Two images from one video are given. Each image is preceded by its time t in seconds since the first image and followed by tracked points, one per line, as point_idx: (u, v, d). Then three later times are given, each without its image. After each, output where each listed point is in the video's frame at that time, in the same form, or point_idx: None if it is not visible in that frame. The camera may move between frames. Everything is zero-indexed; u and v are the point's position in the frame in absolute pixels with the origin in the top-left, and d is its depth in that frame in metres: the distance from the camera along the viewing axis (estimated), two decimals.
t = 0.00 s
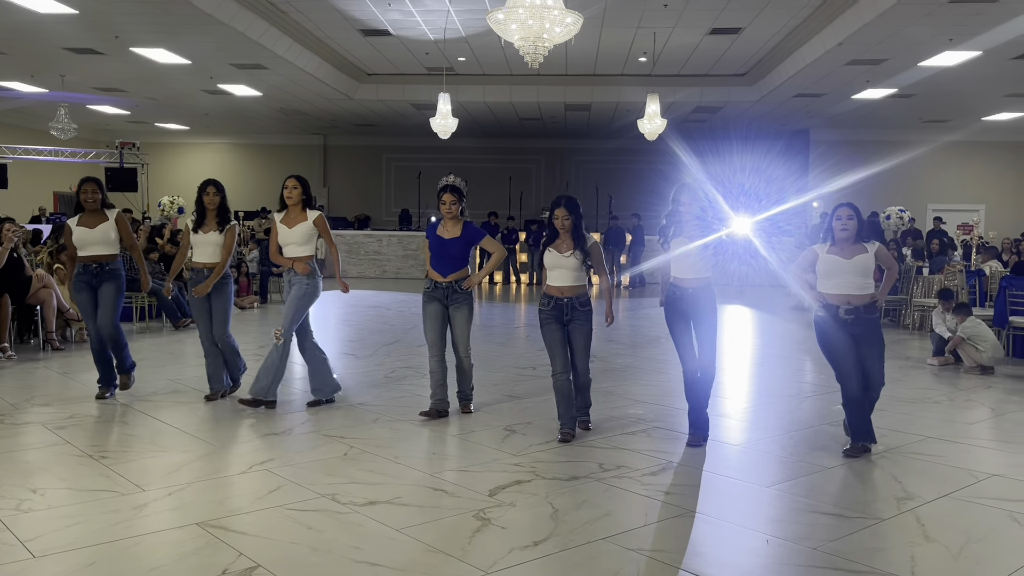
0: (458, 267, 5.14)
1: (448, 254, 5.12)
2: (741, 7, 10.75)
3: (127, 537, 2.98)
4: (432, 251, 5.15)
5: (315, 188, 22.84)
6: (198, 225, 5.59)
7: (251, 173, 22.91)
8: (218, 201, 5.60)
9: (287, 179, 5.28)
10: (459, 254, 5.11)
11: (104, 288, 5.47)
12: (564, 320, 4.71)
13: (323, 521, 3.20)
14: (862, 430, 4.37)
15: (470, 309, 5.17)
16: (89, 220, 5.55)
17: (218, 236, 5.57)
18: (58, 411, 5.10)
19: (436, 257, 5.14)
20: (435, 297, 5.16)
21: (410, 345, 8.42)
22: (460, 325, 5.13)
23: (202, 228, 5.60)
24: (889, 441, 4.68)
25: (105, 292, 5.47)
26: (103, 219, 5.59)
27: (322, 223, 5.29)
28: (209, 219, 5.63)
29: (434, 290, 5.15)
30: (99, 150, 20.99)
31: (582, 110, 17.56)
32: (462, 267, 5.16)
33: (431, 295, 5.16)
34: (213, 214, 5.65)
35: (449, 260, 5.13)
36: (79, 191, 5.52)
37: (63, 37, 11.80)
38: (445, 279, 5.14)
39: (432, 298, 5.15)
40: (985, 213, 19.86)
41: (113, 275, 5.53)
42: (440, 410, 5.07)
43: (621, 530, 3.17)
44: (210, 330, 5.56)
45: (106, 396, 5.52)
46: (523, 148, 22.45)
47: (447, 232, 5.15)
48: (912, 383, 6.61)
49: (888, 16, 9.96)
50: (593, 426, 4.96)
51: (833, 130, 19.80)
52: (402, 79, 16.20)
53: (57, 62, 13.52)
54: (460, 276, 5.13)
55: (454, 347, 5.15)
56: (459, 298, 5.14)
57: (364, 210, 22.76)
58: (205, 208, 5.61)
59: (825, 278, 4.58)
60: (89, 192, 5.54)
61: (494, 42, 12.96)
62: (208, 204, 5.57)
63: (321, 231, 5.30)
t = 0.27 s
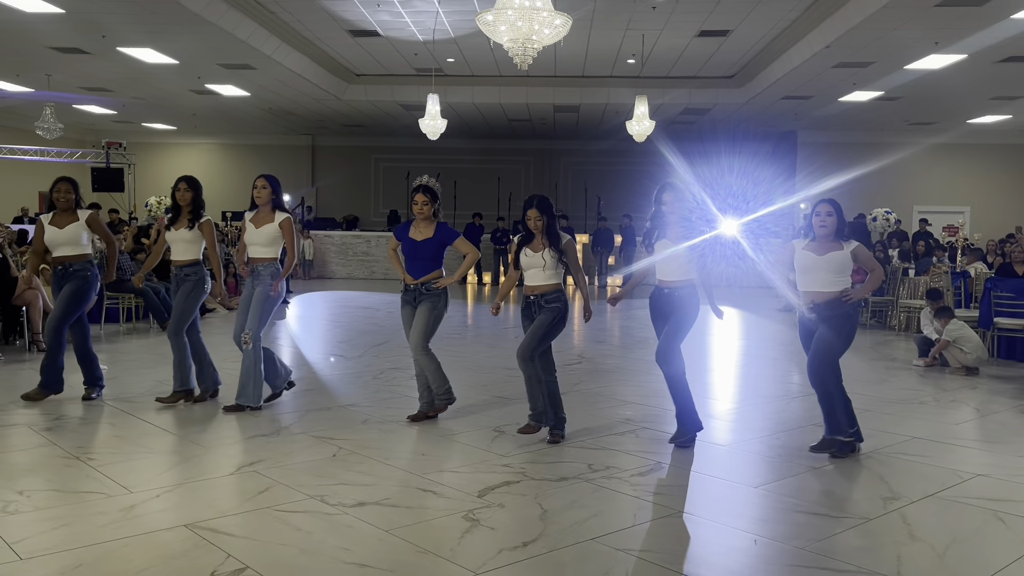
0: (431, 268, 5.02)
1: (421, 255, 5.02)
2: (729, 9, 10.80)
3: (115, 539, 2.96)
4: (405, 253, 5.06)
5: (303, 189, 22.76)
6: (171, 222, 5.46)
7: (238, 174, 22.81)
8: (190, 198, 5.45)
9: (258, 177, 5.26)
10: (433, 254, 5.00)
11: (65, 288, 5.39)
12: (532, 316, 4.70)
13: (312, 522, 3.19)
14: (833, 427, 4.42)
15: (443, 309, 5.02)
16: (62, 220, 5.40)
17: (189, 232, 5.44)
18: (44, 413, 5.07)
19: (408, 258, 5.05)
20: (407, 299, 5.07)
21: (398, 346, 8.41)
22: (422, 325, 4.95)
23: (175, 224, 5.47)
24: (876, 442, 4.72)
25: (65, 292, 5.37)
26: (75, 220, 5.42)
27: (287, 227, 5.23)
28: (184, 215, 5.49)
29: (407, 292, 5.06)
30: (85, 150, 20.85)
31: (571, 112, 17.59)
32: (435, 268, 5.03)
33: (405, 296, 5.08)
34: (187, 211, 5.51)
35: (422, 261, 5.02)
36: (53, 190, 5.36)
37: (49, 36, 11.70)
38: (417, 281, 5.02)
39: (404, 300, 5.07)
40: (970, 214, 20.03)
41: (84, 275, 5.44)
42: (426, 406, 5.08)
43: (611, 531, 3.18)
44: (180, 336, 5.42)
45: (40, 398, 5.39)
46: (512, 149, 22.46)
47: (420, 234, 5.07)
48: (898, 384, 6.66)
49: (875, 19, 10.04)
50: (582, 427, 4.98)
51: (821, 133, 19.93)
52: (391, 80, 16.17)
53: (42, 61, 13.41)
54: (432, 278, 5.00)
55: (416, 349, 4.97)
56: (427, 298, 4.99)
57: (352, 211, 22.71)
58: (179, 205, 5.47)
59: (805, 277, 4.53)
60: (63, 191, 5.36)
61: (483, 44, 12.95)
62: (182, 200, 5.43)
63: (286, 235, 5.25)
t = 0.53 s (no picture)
0: (401, 272, 4.90)
1: (391, 258, 4.90)
2: (720, 12, 10.84)
3: (104, 541, 2.95)
4: (377, 257, 4.95)
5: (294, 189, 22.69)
6: (148, 223, 5.41)
7: (229, 174, 22.73)
8: (168, 200, 5.33)
9: (235, 178, 5.24)
10: (403, 258, 4.88)
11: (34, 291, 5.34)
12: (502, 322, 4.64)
13: (302, 524, 3.19)
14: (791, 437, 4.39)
15: (408, 317, 4.91)
16: (28, 223, 5.32)
17: (162, 235, 5.39)
18: (31, 414, 5.03)
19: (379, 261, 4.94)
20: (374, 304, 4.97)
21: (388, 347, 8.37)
22: (383, 331, 4.84)
23: (152, 225, 5.41)
24: (866, 443, 4.74)
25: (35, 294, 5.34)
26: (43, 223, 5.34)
27: (263, 227, 5.19)
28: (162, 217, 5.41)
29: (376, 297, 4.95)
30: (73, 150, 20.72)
31: (562, 113, 17.62)
32: (405, 272, 4.91)
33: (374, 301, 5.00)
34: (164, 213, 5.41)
35: (393, 264, 4.90)
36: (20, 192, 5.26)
37: (37, 35, 11.65)
38: (387, 285, 4.91)
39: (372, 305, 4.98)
40: (959, 217, 20.16)
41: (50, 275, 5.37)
42: (378, 417, 4.92)
43: (602, 532, 3.18)
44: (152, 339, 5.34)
45: (24, 401, 5.36)
46: (504, 150, 22.46)
47: (392, 236, 4.95)
48: (888, 385, 6.69)
49: (864, 22, 10.11)
50: (572, 428, 4.99)
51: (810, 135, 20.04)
52: (382, 80, 16.15)
53: (31, 61, 13.34)
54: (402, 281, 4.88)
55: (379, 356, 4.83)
56: (392, 304, 4.87)
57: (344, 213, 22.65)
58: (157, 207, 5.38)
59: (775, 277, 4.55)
60: (32, 194, 5.25)
61: (474, 45, 12.97)
62: (159, 202, 5.33)
63: (260, 235, 5.20)
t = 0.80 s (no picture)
0: (382, 268, 4.93)
1: (371, 254, 4.91)
2: (714, 13, 10.85)
3: (97, 544, 2.93)
4: (358, 253, 4.96)
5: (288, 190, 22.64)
6: (134, 223, 5.41)
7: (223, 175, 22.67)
8: (156, 200, 5.38)
9: (224, 177, 5.24)
10: (382, 255, 4.90)
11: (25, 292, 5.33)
12: (486, 324, 4.65)
13: (297, 525, 3.18)
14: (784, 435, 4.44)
15: (393, 313, 4.93)
16: (14, 227, 5.31)
17: (148, 236, 5.38)
18: (25, 416, 5.02)
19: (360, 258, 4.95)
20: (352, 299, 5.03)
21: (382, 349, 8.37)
22: (373, 329, 4.85)
23: (137, 227, 5.41)
24: (860, 444, 4.76)
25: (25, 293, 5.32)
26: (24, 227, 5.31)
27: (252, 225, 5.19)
28: (148, 217, 5.43)
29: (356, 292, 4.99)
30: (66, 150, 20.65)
31: (557, 115, 17.63)
32: (386, 268, 4.94)
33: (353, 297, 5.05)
34: (152, 212, 5.44)
35: (373, 261, 4.92)
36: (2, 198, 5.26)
37: (31, 36, 11.61)
38: (369, 281, 4.93)
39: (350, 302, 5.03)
40: (952, 219, 20.25)
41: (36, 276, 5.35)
42: (373, 418, 4.92)
43: (597, 533, 3.19)
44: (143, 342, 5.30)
45: (18, 402, 5.32)
46: (499, 152, 22.45)
47: (372, 232, 4.95)
48: (882, 387, 6.71)
49: (858, 25, 10.14)
50: (568, 429, 4.99)
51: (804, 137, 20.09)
52: (377, 82, 16.14)
53: (24, 61, 13.29)
54: (381, 279, 4.90)
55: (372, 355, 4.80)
56: (376, 301, 4.90)
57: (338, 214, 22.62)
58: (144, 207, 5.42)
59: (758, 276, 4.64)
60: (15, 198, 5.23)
61: (469, 46, 12.96)
62: (147, 202, 5.37)
63: (250, 234, 5.20)
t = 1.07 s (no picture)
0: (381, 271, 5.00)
1: (372, 257, 4.95)
2: (713, 15, 10.87)
3: (96, 543, 2.94)
4: (357, 257, 4.95)
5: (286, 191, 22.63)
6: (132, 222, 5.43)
7: (221, 176, 22.67)
8: (155, 200, 5.42)
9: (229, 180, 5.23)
10: (385, 257, 4.98)
11: (47, 291, 5.44)
12: (481, 319, 4.79)
13: (295, 526, 3.18)
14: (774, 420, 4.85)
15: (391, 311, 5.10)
16: (25, 225, 5.42)
17: (151, 234, 5.45)
18: (23, 416, 5.02)
19: (361, 261, 4.95)
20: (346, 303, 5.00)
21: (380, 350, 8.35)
22: (383, 329, 4.93)
23: (136, 225, 5.44)
24: (858, 445, 4.77)
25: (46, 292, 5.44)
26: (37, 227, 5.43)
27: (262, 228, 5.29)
28: (144, 215, 5.47)
29: (353, 295, 4.97)
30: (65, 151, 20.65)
31: (556, 116, 17.66)
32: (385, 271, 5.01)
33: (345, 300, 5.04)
34: (148, 211, 5.48)
35: (375, 264, 4.96)
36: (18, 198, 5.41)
37: (30, 36, 11.62)
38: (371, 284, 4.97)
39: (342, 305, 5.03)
40: (950, 220, 20.28)
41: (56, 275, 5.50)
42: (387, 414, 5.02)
43: (595, 534, 3.19)
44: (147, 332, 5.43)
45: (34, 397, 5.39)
46: (497, 153, 22.45)
47: (366, 236, 5.01)
48: (880, 388, 6.72)
49: (856, 26, 10.16)
50: (566, 430, 5.00)
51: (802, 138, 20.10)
52: (376, 83, 16.14)
53: (23, 61, 13.29)
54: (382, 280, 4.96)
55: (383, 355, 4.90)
56: (383, 302, 4.99)
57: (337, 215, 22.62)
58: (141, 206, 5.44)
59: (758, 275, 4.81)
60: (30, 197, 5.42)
61: (468, 47, 12.96)
62: (146, 202, 5.39)
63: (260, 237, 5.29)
